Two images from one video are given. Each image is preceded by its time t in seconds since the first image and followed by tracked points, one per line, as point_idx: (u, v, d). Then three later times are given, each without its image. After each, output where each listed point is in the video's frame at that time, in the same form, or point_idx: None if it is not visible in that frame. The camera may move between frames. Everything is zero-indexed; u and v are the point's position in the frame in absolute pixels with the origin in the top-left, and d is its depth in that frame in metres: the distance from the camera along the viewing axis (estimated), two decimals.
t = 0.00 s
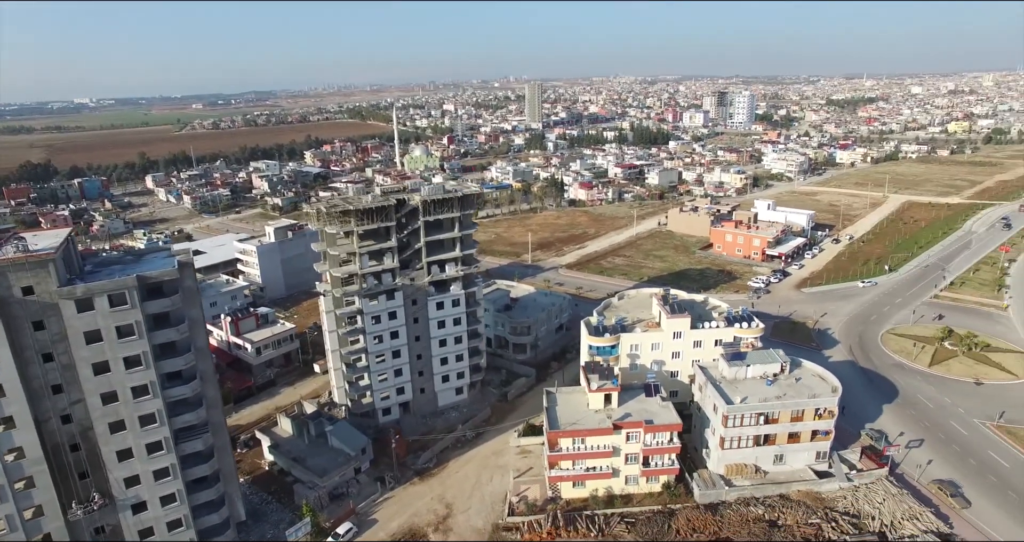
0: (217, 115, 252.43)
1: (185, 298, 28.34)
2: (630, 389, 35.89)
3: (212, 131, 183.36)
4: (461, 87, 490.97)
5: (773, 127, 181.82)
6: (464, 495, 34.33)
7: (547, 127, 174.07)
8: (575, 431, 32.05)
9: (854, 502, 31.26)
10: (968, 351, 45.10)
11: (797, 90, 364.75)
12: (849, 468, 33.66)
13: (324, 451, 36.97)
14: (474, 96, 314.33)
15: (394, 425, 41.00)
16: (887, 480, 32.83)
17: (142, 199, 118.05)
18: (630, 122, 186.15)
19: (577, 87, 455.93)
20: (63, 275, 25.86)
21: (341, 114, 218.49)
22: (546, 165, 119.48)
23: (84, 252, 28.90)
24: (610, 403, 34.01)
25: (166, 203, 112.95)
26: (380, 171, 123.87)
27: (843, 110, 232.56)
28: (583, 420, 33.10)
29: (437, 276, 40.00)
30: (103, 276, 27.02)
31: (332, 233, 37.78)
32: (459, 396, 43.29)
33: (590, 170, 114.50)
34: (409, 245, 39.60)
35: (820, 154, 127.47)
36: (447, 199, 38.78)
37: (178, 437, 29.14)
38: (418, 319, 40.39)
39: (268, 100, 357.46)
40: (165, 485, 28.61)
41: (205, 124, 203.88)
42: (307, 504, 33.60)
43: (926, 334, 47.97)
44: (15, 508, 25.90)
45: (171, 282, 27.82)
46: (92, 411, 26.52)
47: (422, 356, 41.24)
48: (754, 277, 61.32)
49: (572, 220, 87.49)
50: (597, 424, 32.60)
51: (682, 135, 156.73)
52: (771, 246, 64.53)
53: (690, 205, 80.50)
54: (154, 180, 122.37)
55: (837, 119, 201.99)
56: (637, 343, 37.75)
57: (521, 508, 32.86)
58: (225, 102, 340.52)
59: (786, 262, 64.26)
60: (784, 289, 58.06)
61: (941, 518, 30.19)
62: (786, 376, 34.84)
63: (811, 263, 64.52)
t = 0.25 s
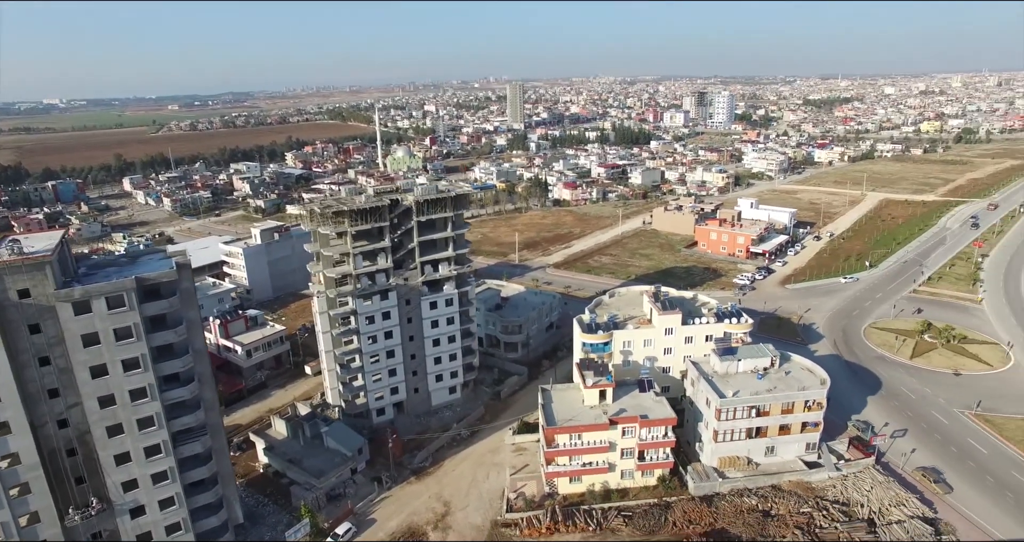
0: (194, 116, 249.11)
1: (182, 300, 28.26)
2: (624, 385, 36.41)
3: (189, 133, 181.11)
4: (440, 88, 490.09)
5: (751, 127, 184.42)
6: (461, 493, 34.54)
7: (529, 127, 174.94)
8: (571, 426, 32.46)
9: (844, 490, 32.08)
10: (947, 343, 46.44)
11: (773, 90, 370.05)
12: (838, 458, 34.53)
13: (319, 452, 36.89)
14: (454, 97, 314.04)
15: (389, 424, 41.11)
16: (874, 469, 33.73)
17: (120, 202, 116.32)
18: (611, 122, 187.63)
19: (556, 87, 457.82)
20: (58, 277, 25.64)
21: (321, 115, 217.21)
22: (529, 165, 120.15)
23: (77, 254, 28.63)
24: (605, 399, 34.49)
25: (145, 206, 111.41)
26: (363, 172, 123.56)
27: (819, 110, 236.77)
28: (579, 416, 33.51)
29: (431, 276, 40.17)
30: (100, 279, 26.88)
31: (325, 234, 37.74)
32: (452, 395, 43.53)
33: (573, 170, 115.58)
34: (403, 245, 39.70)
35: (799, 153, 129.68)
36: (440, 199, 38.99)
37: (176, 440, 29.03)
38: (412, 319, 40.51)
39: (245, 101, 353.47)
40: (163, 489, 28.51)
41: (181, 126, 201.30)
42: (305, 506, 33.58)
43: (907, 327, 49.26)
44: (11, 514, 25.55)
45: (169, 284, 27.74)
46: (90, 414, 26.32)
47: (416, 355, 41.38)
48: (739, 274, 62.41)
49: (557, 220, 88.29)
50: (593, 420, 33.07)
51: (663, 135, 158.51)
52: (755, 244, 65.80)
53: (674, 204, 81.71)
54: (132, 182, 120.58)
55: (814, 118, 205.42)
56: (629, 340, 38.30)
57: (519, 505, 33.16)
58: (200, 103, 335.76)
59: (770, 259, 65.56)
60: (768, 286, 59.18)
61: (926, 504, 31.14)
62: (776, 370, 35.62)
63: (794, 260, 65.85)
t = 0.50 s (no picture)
0: (160, 117, 244.00)
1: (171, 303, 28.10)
2: (612, 381, 36.97)
3: (157, 135, 177.47)
4: (411, 88, 487.52)
5: (723, 126, 187.49)
6: (453, 491, 34.68)
7: (504, 128, 175.56)
8: (562, 422, 32.87)
9: (826, 478, 33.04)
10: (917, 334, 48.08)
11: (742, 90, 376.56)
12: (819, 446, 35.54)
13: (308, 455, 36.70)
14: (427, 98, 312.94)
15: (377, 425, 41.08)
16: (854, 456, 34.80)
17: (87, 206, 113.56)
18: (585, 122, 189.13)
19: (528, 88, 459.24)
20: (44, 281, 25.21)
21: (293, 117, 214.80)
22: (506, 166, 120.63)
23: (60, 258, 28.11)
24: (593, 395, 34.99)
25: (113, 210, 108.97)
26: (338, 174, 122.69)
27: (787, 110, 241.95)
28: (569, 412, 33.94)
29: (417, 276, 40.33)
30: (86, 282, 26.51)
31: (311, 235, 37.58)
32: (440, 395, 43.68)
33: (549, 170, 116.53)
34: (389, 245, 39.76)
35: (771, 152, 132.41)
36: (426, 200, 39.18)
37: (166, 445, 28.78)
38: (399, 319, 40.54)
39: (213, 102, 347.40)
40: (154, 495, 28.24)
41: (148, 128, 197.17)
42: (296, 508, 33.39)
43: (880, 320, 50.82)
44: None
45: (157, 287, 27.56)
46: (78, 421, 25.90)
47: (403, 356, 41.43)
48: (717, 271, 63.65)
49: (536, 220, 88.92)
50: (583, 415, 33.53)
51: (637, 134, 160.43)
52: (732, 241, 67.30)
53: (651, 203, 83.01)
54: (98, 185, 117.73)
55: (783, 118, 209.74)
56: (615, 336, 38.90)
57: (511, 501, 33.42)
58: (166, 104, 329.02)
59: (746, 256, 67.08)
60: (746, 282, 60.44)
61: (904, 488, 32.28)
62: (759, 363, 36.53)
63: (769, 256, 67.38)
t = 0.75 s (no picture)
0: (119, 119, 237.42)
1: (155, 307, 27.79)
2: (595, 377, 37.53)
3: (118, 137, 172.87)
4: (378, 89, 483.39)
5: (690, 126, 190.61)
6: (441, 490, 34.81)
7: (474, 129, 175.59)
8: (548, 418, 33.26)
9: (804, 465, 34.10)
10: (884, 325, 49.82)
11: (708, 90, 383.08)
12: (795, 435, 36.65)
13: (293, 458, 36.44)
14: (395, 99, 311.05)
15: (360, 427, 40.98)
16: (828, 443, 35.97)
17: (47, 210, 110.11)
18: (555, 122, 190.36)
19: (496, 89, 459.67)
20: (22, 287, 24.62)
21: (259, 118, 211.50)
22: (478, 166, 120.88)
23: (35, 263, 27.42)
24: (578, 391, 35.47)
25: (75, 214, 105.90)
26: (309, 176, 121.38)
27: (751, 110, 247.15)
28: (554, 408, 34.38)
29: (399, 277, 40.40)
30: (67, 288, 25.97)
31: (292, 237, 37.30)
32: (422, 395, 43.77)
33: (521, 170, 117.25)
34: (371, 246, 39.74)
35: (739, 150, 135.17)
36: (407, 200, 39.32)
37: (150, 452, 28.40)
38: (381, 320, 40.50)
39: (173, 103, 339.41)
40: (139, 504, 27.84)
41: (108, 130, 191.90)
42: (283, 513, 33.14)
43: (848, 312, 52.52)
44: None
45: (140, 291, 27.24)
46: (59, 430, 25.38)
47: (386, 357, 41.40)
48: (691, 267, 64.92)
49: (511, 220, 89.39)
50: (568, 411, 33.98)
51: (607, 134, 162.22)
52: (705, 238, 68.89)
53: (625, 202, 84.40)
54: (57, 190, 114.20)
55: (748, 117, 214.14)
56: (597, 333, 39.50)
57: (499, 498, 33.71)
58: (124, 106, 320.34)
59: (719, 252, 68.62)
60: (719, 278, 61.76)
61: (876, 471, 33.53)
62: (737, 355, 37.51)
63: (741, 253, 69.00)
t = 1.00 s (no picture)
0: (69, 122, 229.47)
1: (132, 313, 27.33)
2: (574, 373, 38.10)
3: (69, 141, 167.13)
4: (339, 90, 477.39)
5: (654, 125, 193.56)
6: (425, 490, 34.88)
7: (440, 130, 175.21)
8: (531, 415, 33.63)
9: (778, 452, 35.25)
10: (848, 316, 51.66)
11: (670, 90, 389.30)
12: (768, 424, 37.81)
13: (273, 464, 36.03)
14: (359, 101, 307.86)
15: (340, 430, 40.75)
16: (800, 430, 37.22)
17: None
18: (521, 123, 191.26)
19: (460, 89, 458.75)
20: None
21: (218, 120, 207.08)
22: (446, 167, 120.88)
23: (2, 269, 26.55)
24: (559, 387, 35.94)
25: (27, 221, 102.16)
26: (273, 179, 119.59)
27: (712, 110, 252.37)
28: (536, 405, 34.80)
29: (377, 278, 40.37)
30: (39, 294, 25.30)
31: (269, 240, 36.89)
32: (401, 396, 43.72)
33: (489, 171, 117.58)
34: (348, 248, 39.58)
35: (702, 149, 137.88)
36: (385, 201, 39.30)
37: (129, 461, 27.83)
38: (360, 322, 40.32)
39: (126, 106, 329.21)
40: (118, 514, 27.27)
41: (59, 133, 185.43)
42: (266, 519, 32.75)
43: (814, 304, 54.29)
44: None
45: (118, 297, 26.74)
46: (34, 442, 24.69)
47: (365, 359, 41.25)
48: (661, 264, 66.25)
49: (481, 220, 89.70)
50: (550, 407, 34.43)
51: (573, 134, 163.83)
52: (674, 235, 70.57)
53: (594, 202, 85.75)
54: (6, 195, 109.84)
55: (710, 117, 218.46)
56: (575, 330, 40.11)
57: (484, 495, 33.94)
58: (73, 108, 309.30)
59: (687, 249, 70.25)
60: (689, 274, 63.13)
61: (845, 456, 34.85)
62: (712, 348, 38.51)
63: (709, 249, 70.69)
